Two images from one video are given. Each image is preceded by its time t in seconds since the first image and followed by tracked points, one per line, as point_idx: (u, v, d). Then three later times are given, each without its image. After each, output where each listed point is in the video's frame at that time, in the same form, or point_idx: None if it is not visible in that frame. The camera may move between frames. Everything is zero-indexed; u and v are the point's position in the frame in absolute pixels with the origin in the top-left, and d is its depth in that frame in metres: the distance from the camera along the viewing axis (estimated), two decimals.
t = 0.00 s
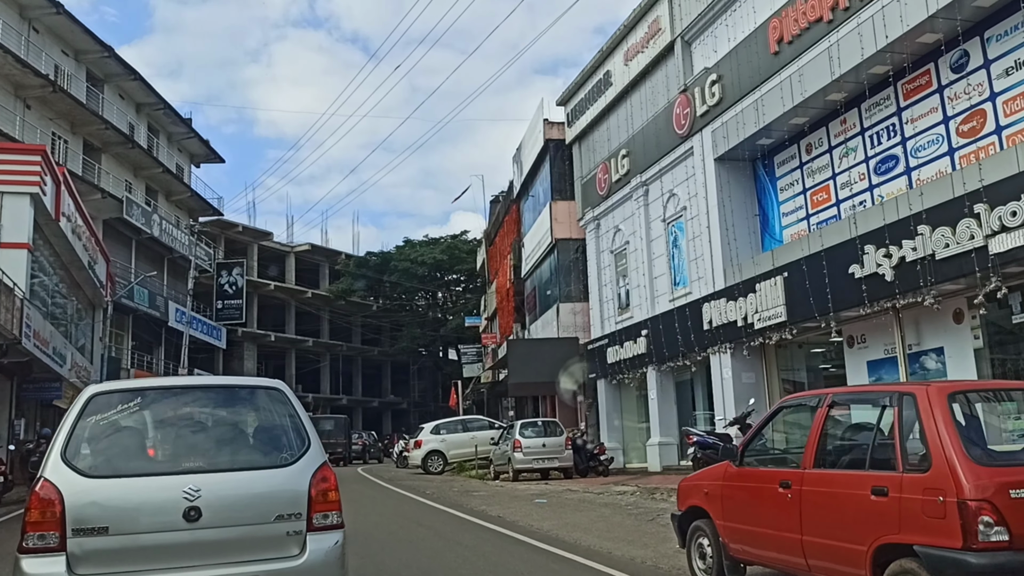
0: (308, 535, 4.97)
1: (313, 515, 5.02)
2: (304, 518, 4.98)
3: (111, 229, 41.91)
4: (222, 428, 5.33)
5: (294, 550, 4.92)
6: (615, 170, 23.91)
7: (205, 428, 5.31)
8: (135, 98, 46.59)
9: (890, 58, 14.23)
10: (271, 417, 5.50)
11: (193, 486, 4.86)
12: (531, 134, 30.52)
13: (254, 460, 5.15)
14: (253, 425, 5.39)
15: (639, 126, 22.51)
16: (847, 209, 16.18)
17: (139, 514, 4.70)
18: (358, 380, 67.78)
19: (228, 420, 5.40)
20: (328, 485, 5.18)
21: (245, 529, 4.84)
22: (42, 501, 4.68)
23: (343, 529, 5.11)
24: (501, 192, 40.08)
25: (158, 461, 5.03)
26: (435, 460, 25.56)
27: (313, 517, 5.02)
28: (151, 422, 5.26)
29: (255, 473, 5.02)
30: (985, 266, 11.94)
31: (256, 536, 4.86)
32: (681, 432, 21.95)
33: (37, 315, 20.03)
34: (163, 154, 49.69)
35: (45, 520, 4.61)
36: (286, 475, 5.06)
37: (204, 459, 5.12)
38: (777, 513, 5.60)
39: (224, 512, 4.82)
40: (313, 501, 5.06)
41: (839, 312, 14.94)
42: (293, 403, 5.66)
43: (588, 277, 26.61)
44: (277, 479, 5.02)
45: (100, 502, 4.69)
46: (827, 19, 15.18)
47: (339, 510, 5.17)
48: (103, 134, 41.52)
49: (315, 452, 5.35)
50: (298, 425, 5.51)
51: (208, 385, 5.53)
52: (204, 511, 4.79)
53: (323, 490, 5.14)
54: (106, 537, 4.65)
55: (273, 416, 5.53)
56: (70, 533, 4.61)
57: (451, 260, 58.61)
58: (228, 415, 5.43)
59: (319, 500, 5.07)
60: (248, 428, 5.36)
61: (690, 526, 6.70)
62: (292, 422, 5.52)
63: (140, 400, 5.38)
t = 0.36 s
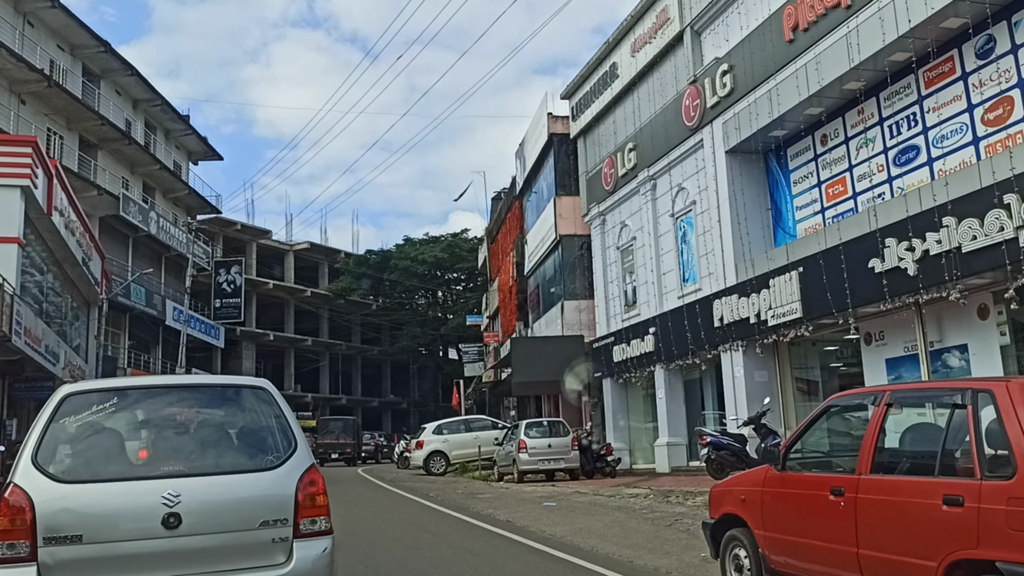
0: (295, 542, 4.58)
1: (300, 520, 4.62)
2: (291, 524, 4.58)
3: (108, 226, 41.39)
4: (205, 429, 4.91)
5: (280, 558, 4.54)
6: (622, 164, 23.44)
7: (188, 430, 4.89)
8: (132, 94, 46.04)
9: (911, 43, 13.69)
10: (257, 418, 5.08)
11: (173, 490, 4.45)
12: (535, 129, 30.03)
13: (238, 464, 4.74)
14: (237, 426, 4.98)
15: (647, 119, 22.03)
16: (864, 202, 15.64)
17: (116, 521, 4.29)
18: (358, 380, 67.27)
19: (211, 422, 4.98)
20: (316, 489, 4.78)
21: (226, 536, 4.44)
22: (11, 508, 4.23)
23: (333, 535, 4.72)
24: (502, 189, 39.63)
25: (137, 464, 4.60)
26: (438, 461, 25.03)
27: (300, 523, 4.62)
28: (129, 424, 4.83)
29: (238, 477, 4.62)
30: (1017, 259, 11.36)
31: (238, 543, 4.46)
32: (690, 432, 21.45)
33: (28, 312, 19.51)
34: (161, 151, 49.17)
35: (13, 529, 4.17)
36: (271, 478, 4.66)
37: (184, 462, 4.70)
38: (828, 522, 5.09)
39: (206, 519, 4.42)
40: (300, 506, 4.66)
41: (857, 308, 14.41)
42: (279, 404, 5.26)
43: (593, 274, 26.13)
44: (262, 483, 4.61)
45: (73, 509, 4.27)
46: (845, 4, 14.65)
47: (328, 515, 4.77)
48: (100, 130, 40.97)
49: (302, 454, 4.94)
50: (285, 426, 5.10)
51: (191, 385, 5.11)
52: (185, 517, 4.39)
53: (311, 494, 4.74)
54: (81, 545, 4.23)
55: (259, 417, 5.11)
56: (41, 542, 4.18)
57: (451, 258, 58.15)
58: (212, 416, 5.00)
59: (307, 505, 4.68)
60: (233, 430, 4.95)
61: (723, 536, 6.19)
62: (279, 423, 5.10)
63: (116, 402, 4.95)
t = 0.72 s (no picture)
0: (265, 553, 4.19)
1: (270, 530, 4.24)
2: (260, 534, 4.20)
3: (94, 223, 40.67)
4: (168, 433, 4.58)
5: (248, 571, 4.15)
6: (620, 158, 23.06)
7: (151, 434, 4.54)
8: (119, 89, 45.29)
9: (923, 29, 13.20)
10: (227, 421, 4.74)
11: (132, 498, 4.08)
12: (531, 123, 29.55)
13: (204, 469, 4.40)
14: (205, 430, 4.63)
15: (646, 112, 21.62)
16: (872, 195, 15.16)
17: (69, 533, 3.92)
18: (349, 380, 66.60)
19: (177, 424, 4.65)
20: (288, 495, 4.41)
21: (188, 548, 4.05)
22: None
23: (305, 546, 4.34)
24: (496, 185, 39.17)
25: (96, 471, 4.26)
26: (431, 462, 24.47)
27: (270, 533, 4.24)
28: (88, 426, 4.49)
29: (204, 484, 4.24)
30: None
31: (203, 555, 4.08)
32: (690, 432, 20.94)
33: (8, 308, 18.89)
34: (148, 147, 48.43)
35: None
36: (241, 485, 4.29)
37: (144, 468, 4.37)
38: (874, 534, 4.59)
39: (167, 529, 4.04)
40: (270, 515, 4.28)
41: (867, 303, 13.95)
42: (248, 405, 4.93)
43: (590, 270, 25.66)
44: (229, 490, 4.24)
45: (23, 519, 3.92)
46: None
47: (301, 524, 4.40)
48: (86, 125, 40.22)
49: (273, 458, 4.59)
50: (255, 428, 4.76)
51: (159, 386, 4.77)
52: (144, 527, 4.01)
53: (282, 501, 4.37)
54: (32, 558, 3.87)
55: (229, 420, 4.76)
56: None
57: (443, 256, 57.60)
58: (179, 417, 4.68)
59: (278, 513, 4.29)
60: (199, 431, 4.62)
61: (751, 548, 5.66)
62: (250, 427, 4.76)
63: (71, 403, 4.60)
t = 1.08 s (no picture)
0: (219, 565, 3.92)
1: (225, 539, 3.96)
2: (214, 545, 3.92)
3: (70, 220, 39.80)
4: (119, 436, 4.24)
5: None
6: (607, 153, 22.74)
7: (99, 437, 4.21)
8: (95, 84, 44.40)
9: (921, 17, 12.87)
10: (181, 422, 4.41)
11: (72, 507, 3.76)
12: (516, 118, 29.14)
13: (155, 475, 4.08)
14: (157, 431, 4.30)
15: (634, 105, 21.30)
16: (867, 188, 14.85)
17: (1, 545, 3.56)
18: (331, 379, 65.88)
19: (127, 426, 4.31)
20: (245, 502, 4.13)
21: (134, 561, 3.74)
22: None
23: (263, 557, 4.06)
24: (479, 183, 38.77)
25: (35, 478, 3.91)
26: (414, 463, 23.94)
27: (225, 543, 3.96)
28: (32, 427, 4.14)
29: (153, 491, 3.94)
30: None
31: (151, 569, 3.78)
32: (679, 431, 20.56)
33: None
34: (125, 143, 47.59)
35: None
36: (193, 491, 3.99)
37: (89, 475, 4.04)
38: (907, 545, 4.16)
39: (112, 539, 3.73)
40: (225, 523, 4.00)
41: (863, 299, 13.61)
42: (203, 404, 4.59)
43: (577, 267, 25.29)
44: (181, 497, 3.94)
45: None
46: None
47: (258, 533, 4.13)
48: (61, 120, 39.35)
49: (229, 461, 4.28)
50: (211, 429, 4.43)
51: (113, 385, 4.42)
52: (86, 537, 3.69)
53: (239, 508, 4.09)
54: None
55: (184, 420, 4.44)
56: None
57: (426, 255, 57.09)
58: (130, 419, 4.34)
59: (233, 522, 4.02)
60: (151, 432, 4.28)
61: (764, 558, 5.23)
62: (205, 428, 4.43)
63: (9, 403, 4.23)
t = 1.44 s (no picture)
0: None
1: (173, 551, 3.81)
2: (160, 556, 3.76)
3: (40, 217, 38.91)
4: (65, 440, 4.05)
5: None
6: (589, 148, 22.41)
7: (43, 440, 4.02)
8: (67, 78, 43.47)
9: (911, 7, 12.64)
10: (130, 425, 4.22)
11: (5, 516, 3.55)
12: (496, 113, 28.75)
13: (100, 481, 3.90)
14: (104, 435, 4.11)
15: (616, 100, 20.99)
16: (854, 183, 14.61)
17: None
18: (308, 379, 65.11)
19: (76, 428, 4.12)
20: (196, 510, 3.97)
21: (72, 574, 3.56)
22: None
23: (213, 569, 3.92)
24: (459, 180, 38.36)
25: None
26: (392, 464, 23.51)
27: (173, 554, 3.81)
28: None
29: (98, 499, 3.76)
30: None
31: None
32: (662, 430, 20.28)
33: None
34: (98, 138, 46.66)
35: None
36: (140, 499, 3.82)
37: (27, 481, 3.83)
38: (931, 554, 3.85)
39: (48, 551, 3.53)
40: (173, 533, 3.84)
41: (851, 295, 13.37)
42: (152, 405, 4.40)
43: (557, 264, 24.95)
44: (127, 506, 3.77)
45: None
46: None
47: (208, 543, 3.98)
48: (31, 115, 38.44)
49: (179, 466, 4.11)
50: (158, 432, 4.25)
51: (61, 385, 4.24)
52: (19, 549, 3.49)
53: (188, 517, 3.93)
54: None
55: (134, 422, 4.24)
56: None
57: (404, 253, 56.55)
58: (79, 420, 4.15)
59: (182, 532, 3.87)
60: (99, 436, 4.10)
61: (767, 566, 4.91)
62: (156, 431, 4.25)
63: None
